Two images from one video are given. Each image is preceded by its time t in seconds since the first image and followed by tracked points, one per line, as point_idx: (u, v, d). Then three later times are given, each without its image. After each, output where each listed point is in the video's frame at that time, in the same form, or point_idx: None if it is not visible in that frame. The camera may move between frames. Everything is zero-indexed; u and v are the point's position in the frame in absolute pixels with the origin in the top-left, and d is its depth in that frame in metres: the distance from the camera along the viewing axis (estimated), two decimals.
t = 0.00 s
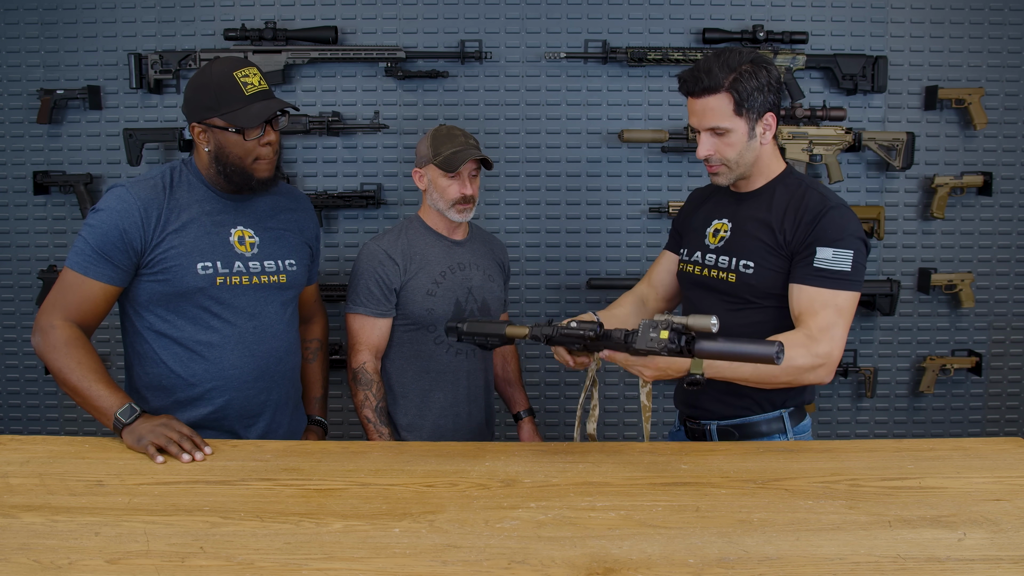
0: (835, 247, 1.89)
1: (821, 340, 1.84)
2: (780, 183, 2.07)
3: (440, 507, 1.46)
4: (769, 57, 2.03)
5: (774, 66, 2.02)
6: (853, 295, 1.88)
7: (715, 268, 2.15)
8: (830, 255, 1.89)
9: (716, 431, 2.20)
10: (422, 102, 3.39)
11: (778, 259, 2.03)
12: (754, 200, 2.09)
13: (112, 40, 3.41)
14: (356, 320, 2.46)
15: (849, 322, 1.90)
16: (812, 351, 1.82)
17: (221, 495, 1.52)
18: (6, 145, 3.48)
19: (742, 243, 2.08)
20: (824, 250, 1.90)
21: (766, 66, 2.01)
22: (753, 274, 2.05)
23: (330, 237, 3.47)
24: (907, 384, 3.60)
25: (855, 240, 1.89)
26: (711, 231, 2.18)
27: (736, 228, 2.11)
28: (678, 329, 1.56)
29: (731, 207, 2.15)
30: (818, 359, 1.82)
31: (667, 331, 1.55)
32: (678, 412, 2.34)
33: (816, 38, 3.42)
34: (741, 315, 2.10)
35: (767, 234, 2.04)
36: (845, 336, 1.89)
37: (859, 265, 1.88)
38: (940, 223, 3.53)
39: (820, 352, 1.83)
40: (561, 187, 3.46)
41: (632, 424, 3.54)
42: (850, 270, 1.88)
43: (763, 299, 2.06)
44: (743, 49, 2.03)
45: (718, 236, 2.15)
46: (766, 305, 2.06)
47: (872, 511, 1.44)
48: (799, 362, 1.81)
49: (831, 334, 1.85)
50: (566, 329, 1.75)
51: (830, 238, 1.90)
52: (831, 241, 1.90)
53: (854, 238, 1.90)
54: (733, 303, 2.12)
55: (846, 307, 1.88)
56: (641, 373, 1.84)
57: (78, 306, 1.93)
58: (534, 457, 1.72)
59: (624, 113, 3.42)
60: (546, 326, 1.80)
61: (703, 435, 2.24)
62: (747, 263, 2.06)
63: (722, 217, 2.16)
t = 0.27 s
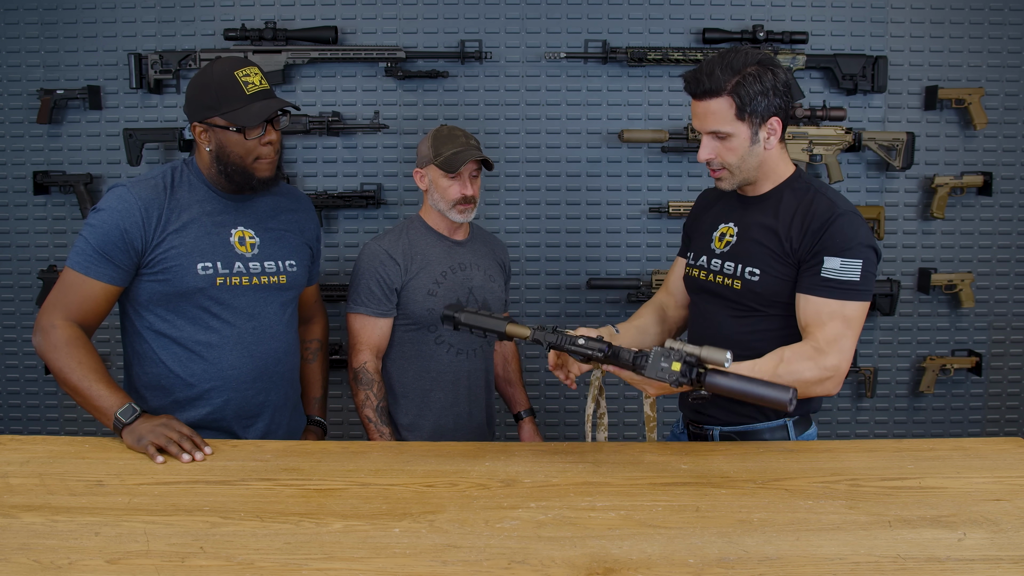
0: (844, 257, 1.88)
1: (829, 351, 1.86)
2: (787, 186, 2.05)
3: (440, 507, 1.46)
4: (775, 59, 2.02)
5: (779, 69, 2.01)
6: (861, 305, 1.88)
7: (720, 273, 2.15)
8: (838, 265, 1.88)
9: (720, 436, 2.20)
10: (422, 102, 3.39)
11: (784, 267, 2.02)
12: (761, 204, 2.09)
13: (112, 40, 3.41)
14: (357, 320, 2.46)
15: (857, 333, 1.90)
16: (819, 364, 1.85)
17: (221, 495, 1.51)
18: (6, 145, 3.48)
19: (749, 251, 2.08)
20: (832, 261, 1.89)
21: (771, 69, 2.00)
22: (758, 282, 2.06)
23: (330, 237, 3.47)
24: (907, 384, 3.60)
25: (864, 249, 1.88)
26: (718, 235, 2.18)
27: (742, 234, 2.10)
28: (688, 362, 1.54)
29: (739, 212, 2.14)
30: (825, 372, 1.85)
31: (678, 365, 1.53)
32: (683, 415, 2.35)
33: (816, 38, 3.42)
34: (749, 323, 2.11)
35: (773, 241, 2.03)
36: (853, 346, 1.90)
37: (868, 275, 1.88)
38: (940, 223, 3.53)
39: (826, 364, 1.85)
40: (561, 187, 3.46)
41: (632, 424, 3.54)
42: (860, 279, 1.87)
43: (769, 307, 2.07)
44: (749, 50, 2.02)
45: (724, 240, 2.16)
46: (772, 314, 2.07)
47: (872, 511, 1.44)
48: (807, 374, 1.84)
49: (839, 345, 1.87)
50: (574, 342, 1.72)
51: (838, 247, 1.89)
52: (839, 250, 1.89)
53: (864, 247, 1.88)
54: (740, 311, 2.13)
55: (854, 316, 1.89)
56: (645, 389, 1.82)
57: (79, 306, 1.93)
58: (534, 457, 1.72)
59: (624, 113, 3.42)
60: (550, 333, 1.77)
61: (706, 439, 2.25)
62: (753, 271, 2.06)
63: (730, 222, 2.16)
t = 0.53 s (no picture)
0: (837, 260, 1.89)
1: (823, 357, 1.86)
2: (779, 188, 2.05)
3: (440, 507, 1.46)
4: (767, 59, 2.02)
5: (771, 69, 2.01)
6: (855, 308, 1.89)
7: (712, 276, 2.15)
8: (831, 268, 1.88)
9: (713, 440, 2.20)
10: (422, 102, 3.39)
11: (776, 269, 2.02)
12: (752, 206, 2.09)
13: (112, 40, 3.41)
14: (361, 319, 2.47)
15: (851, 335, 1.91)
16: (814, 368, 1.85)
17: (221, 495, 1.51)
18: (6, 145, 3.48)
19: (742, 254, 2.08)
20: (826, 264, 1.89)
21: (763, 69, 2.00)
22: (752, 285, 2.05)
23: (330, 237, 3.47)
24: (907, 384, 3.60)
25: (857, 251, 1.88)
26: (710, 237, 2.18)
27: (735, 236, 2.11)
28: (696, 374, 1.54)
29: (730, 213, 2.15)
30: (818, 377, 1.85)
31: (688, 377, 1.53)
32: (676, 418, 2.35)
33: (816, 38, 3.42)
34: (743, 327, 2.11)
35: (765, 243, 2.03)
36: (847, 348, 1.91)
37: (861, 277, 1.89)
38: (941, 223, 3.53)
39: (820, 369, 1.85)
40: (561, 187, 3.46)
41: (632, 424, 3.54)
42: (853, 282, 1.88)
43: (762, 310, 2.06)
44: (741, 49, 2.02)
45: (716, 242, 2.15)
46: (765, 316, 2.07)
47: (872, 511, 1.44)
48: (801, 379, 1.84)
49: (834, 349, 1.87)
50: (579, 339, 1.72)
51: (830, 249, 1.90)
52: (832, 254, 1.89)
53: (856, 249, 1.89)
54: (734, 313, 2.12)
55: (848, 320, 1.89)
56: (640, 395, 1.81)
57: (79, 306, 1.93)
58: (533, 457, 1.72)
59: (624, 113, 3.42)
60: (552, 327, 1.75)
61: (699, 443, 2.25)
62: (746, 273, 2.06)
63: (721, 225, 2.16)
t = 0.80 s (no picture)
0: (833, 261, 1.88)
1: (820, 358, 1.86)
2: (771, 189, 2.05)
3: (440, 508, 1.46)
4: (760, 61, 2.02)
5: (764, 71, 2.01)
6: (851, 308, 1.89)
7: (708, 278, 2.15)
8: (827, 269, 1.88)
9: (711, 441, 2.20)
10: (422, 102, 3.39)
11: (772, 271, 2.02)
12: (745, 206, 2.09)
13: (112, 40, 3.41)
14: (365, 318, 2.48)
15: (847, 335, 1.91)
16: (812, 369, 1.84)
17: (221, 495, 1.52)
18: (6, 145, 3.48)
19: (736, 255, 2.08)
20: (821, 265, 1.89)
21: (755, 70, 2.00)
22: (747, 286, 2.05)
23: (330, 237, 3.47)
24: (907, 384, 3.60)
25: (852, 252, 1.88)
26: (705, 239, 2.18)
27: (730, 237, 2.10)
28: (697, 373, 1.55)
29: (725, 215, 2.14)
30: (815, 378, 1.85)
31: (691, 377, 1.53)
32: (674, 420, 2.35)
33: (816, 38, 3.42)
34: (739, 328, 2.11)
35: (760, 245, 2.03)
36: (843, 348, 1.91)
37: (858, 277, 1.88)
38: (941, 223, 3.53)
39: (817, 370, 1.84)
40: (561, 187, 3.46)
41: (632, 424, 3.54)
42: (849, 282, 1.87)
43: (758, 311, 2.06)
44: (733, 50, 2.02)
45: (710, 244, 2.15)
46: (761, 318, 2.07)
47: (872, 511, 1.44)
48: (799, 380, 1.84)
49: (830, 350, 1.87)
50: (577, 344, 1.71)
51: (825, 250, 1.89)
52: (827, 254, 1.89)
53: (851, 249, 1.88)
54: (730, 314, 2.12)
55: (844, 320, 1.89)
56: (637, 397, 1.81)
57: (79, 306, 1.93)
58: (533, 457, 1.72)
59: (624, 113, 3.42)
60: (548, 334, 1.75)
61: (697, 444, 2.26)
62: (741, 275, 2.06)
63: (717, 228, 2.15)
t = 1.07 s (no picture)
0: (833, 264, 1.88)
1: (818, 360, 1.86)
2: (772, 189, 2.05)
3: (440, 507, 1.46)
4: (759, 60, 2.02)
5: (763, 71, 2.01)
6: (850, 311, 1.89)
7: (708, 278, 2.15)
8: (827, 271, 1.88)
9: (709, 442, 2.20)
10: (422, 102, 3.39)
11: (772, 272, 2.02)
12: (746, 205, 2.09)
13: (112, 40, 3.41)
14: (368, 316, 2.49)
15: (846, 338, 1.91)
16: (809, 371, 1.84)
17: (221, 495, 1.51)
18: (6, 145, 3.48)
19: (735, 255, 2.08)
20: (821, 267, 1.89)
21: (754, 70, 2.00)
22: (746, 287, 2.05)
23: (330, 237, 3.47)
24: (907, 384, 3.60)
25: (852, 255, 1.87)
26: (705, 239, 2.18)
27: (730, 237, 2.10)
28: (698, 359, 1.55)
29: (725, 214, 2.14)
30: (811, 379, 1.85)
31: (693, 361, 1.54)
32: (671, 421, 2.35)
33: (816, 38, 3.42)
34: (737, 328, 2.11)
35: (760, 245, 2.03)
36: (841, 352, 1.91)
37: (858, 280, 1.87)
38: (940, 223, 3.53)
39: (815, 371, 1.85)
40: (561, 187, 3.46)
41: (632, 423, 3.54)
42: (849, 285, 1.87)
43: (757, 312, 2.06)
44: (732, 49, 2.02)
45: (711, 244, 2.15)
46: (759, 318, 2.07)
47: (872, 511, 1.44)
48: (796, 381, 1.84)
49: (828, 352, 1.87)
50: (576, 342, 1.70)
51: (824, 251, 1.89)
52: (826, 256, 1.89)
53: (851, 252, 1.88)
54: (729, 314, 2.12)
55: (842, 323, 1.89)
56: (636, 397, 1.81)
57: (79, 306, 1.93)
58: (533, 458, 1.72)
59: (624, 113, 3.42)
60: (543, 338, 1.76)
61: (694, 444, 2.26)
62: (741, 275, 2.06)
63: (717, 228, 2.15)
